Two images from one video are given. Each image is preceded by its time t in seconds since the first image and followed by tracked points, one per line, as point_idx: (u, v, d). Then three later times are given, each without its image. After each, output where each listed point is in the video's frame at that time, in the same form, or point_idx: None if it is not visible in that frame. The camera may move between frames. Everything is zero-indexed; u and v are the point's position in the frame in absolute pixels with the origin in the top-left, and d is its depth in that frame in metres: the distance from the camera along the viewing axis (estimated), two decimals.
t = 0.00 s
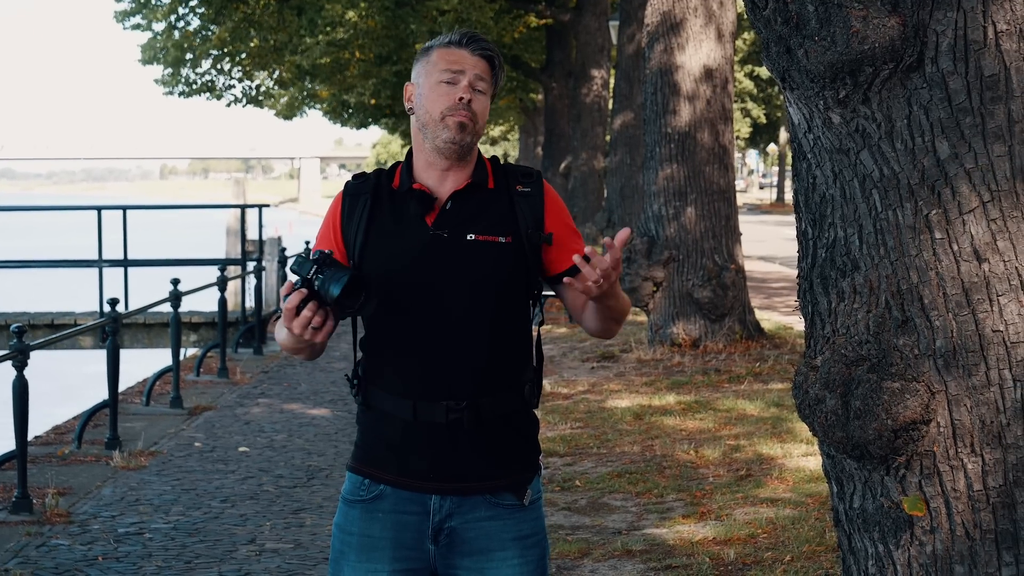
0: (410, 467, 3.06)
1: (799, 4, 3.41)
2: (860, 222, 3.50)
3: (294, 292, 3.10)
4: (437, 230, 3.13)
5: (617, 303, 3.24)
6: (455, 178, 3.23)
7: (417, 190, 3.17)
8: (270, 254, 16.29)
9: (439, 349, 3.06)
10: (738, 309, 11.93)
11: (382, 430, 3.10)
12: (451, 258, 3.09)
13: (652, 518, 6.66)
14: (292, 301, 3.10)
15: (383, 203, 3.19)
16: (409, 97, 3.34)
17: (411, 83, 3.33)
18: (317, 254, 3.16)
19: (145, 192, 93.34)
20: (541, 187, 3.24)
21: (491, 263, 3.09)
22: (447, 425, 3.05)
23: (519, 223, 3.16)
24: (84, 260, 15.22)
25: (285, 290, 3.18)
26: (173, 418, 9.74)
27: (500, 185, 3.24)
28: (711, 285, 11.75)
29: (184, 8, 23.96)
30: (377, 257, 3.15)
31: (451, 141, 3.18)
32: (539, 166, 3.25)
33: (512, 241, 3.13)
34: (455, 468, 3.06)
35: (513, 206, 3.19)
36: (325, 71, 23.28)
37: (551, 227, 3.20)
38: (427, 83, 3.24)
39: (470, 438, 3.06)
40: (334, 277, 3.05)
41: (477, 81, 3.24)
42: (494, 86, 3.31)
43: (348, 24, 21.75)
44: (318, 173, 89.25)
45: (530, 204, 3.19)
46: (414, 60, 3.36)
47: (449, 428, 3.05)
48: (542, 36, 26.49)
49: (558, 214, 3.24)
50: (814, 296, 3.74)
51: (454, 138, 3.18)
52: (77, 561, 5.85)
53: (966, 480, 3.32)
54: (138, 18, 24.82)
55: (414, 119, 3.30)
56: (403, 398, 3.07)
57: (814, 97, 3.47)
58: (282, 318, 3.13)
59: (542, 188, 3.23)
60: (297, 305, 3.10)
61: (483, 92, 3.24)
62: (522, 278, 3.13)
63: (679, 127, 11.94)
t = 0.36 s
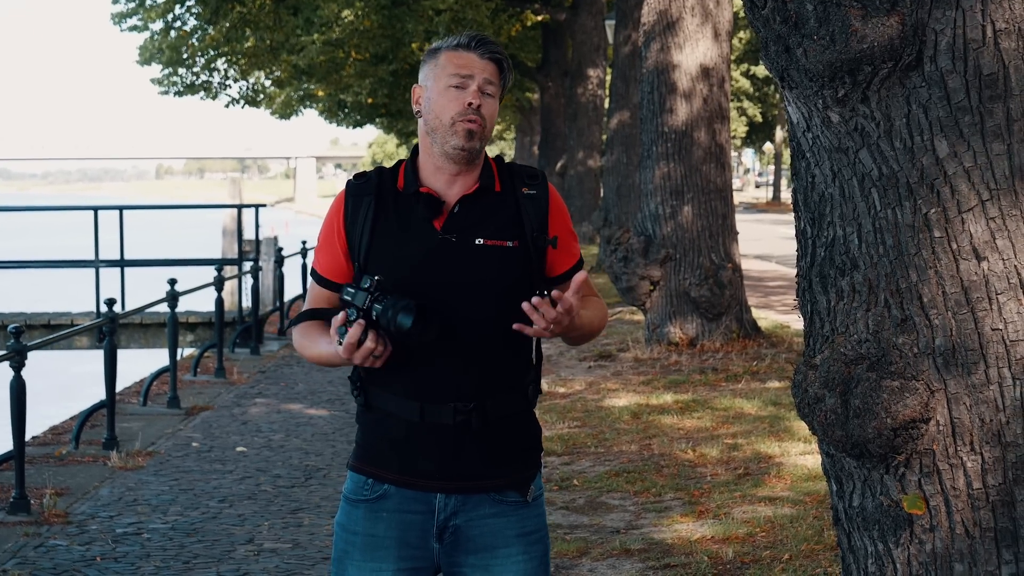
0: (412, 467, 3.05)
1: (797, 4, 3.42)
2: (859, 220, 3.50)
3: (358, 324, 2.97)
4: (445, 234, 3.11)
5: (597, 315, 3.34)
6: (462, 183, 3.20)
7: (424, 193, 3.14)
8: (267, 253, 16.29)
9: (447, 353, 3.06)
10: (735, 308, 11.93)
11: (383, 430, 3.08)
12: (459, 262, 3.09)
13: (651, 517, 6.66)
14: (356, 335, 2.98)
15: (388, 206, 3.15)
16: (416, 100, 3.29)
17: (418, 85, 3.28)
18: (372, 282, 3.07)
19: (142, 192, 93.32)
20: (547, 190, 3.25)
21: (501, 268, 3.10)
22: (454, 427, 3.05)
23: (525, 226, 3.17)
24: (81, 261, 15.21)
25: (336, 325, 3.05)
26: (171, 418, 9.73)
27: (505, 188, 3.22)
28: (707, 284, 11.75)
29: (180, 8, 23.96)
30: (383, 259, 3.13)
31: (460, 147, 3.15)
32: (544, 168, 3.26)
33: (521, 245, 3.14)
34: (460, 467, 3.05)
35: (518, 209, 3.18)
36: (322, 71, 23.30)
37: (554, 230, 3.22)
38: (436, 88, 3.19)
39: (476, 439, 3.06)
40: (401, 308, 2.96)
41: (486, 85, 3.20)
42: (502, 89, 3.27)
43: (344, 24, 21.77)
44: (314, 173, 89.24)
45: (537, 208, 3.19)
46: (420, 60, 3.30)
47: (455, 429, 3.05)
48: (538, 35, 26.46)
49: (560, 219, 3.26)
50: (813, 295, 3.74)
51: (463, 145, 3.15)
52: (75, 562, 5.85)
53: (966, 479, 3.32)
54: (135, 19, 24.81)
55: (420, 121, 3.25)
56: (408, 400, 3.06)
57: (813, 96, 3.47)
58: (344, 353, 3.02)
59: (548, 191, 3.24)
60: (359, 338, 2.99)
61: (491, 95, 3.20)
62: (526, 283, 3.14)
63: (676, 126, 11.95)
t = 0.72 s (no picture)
0: (418, 466, 3.05)
1: (795, 2, 3.41)
2: (857, 219, 3.50)
3: (367, 314, 2.93)
4: (455, 237, 3.12)
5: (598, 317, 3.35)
6: (472, 185, 3.20)
7: (435, 195, 3.14)
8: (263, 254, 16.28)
9: (455, 353, 3.06)
10: (733, 307, 11.94)
11: (388, 429, 3.07)
12: (469, 264, 3.10)
13: (649, 516, 6.66)
14: (365, 325, 2.93)
15: (397, 207, 3.15)
16: (426, 101, 3.28)
17: (428, 86, 3.26)
18: (379, 274, 3.06)
19: (139, 193, 93.26)
20: (551, 193, 3.26)
21: (508, 271, 3.12)
22: (461, 427, 3.04)
23: (530, 228, 3.18)
24: (79, 261, 15.20)
25: (343, 318, 3.00)
26: (168, 418, 9.72)
27: (511, 192, 3.23)
28: (705, 283, 11.76)
29: (177, 8, 23.95)
30: (392, 259, 3.12)
31: (472, 150, 3.15)
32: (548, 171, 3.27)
33: (526, 248, 3.16)
34: (467, 466, 3.05)
35: (525, 212, 3.20)
36: (318, 72, 23.31)
37: (557, 232, 3.24)
38: (447, 90, 3.18)
39: (483, 438, 3.06)
40: (411, 299, 2.96)
41: (498, 89, 3.19)
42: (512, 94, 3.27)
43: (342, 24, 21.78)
44: (311, 173, 89.22)
45: (543, 212, 3.21)
46: (429, 62, 3.28)
47: (463, 429, 3.05)
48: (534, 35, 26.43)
49: (564, 223, 3.27)
50: (812, 293, 3.74)
51: (475, 148, 3.15)
52: (73, 563, 5.85)
53: (965, 477, 3.32)
54: (131, 20, 24.80)
55: (430, 122, 3.24)
56: (416, 401, 3.05)
57: (811, 95, 3.47)
58: (349, 343, 2.96)
59: (552, 194, 3.25)
60: (367, 328, 2.94)
61: (503, 99, 3.20)
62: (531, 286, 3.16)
63: (673, 125, 11.94)
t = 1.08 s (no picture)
0: (418, 466, 3.05)
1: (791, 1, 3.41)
2: (854, 218, 3.51)
3: (374, 327, 2.95)
4: (457, 238, 3.12)
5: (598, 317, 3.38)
6: (474, 188, 3.20)
7: (437, 198, 3.14)
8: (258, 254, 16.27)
9: (459, 355, 3.07)
10: (728, 306, 11.95)
11: (388, 429, 3.07)
12: (469, 266, 3.11)
13: (645, 515, 6.67)
14: (373, 338, 2.95)
15: (398, 209, 3.15)
16: (424, 104, 3.24)
17: (427, 89, 3.23)
18: (388, 285, 3.04)
19: (133, 193, 93.14)
20: (552, 196, 3.27)
21: (510, 274, 3.12)
22: (462, 427, 3.05)
23: (531, 231, 3.19)
24: (73, 261, 15.17)
25: (351, 327, 3.03)
26: (164, 418, 9.71)
27: (514, 194, 3.24)
28: (700, 282, 11.75)
29: (171, 8, 23.93)
30: (393, 260, 3.12)
31: (472, 157, 3.13)
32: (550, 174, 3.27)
33: (527, 250, 3.16)
34: (467, 465, 3.06)
35: (526, 215, 3.20)
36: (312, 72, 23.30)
37: (558, 235, 3.25)
38: (444, 96, 3.14)
39: (484, 438, 3.07)
40: (421, 313, 2.97)
41: (496, 94, 3.15)
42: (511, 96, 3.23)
43: (336, 24, 21.77)
44: (305, 173, 89.13)
45: (544, 214, 3.21)
46: (427, 63, 3.24)
47: (464, 430, 3.05)
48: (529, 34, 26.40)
49: (565, 225, 3.28)
50: (808, 292, 3.75)
51: (474, 155, 3.13)
52: (70, 562, 5.84)
53: (962, 475, 3.33)
54: (125, 20, 24.76)
55: (429, 126, 3.22)
56: (418, 401, 3.05)
57: (808, 94, 3.48)
58: (358, 356, 2.98)
59: (553, 197, 3.25)
60: (374, 341, 2.96)
61: (502, 104, 3.16)
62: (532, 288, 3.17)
63: (668, 125, 11.95)
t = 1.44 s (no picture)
0: (417, 465, 3.05)
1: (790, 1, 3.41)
2: (852, 218, 3.51)
3: (371, 323, 2.95)
4: (452, 239, 3.12)
5: (596, 316, 3.35)
6: (468, 189, 3.19)
7: (432, 199, 3.14)
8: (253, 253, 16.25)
9: (457, 354, 3.07)
10: (723, 306, 11.96)
11: (387, 429, 3.08)
12: (465, 267, 3.11)
13: (641, 515, 6.67)
14: (370, 333, 2.95)
15: (393, 210, 3.15)
16: (416, 108, 3.22)
17: (418, 93, 3.20)
18: (383, 281, 3.05)
19: (127, 191, 93.01)
20: (548, 194, 3.26)
21: (505, 274, 3.12)
22: (460, 425, 3.05)
23: (527, 230, 3.17)
24: (69, 259, 15.15)
25: (347, 324, 3.02)
26: (159, 417, 9.70)
27: (509, 192, 3.22)
28: (695, 283, 11.75)
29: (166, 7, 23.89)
30: (390, 262, 3.13)
31: (464, 163, 3.11)
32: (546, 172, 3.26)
33: (524, 249, 3.15)
34: (466, 465, 3.06)
35: (522, 213, 3.19)
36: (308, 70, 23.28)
37: (555, 234, 3.23)
38: (434, 102, 3.11)
39: (482, 436, 3.07)
40: (415, 307, 2.96)
41: (486, 97, 3.12)
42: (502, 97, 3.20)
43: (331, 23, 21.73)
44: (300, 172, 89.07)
45: (540, 213, 3.20)
46: (417, 67, 3.21)
47: (461, 428, 3.05)
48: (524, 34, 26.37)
49: (562, 223, 3.27)
50: (806, 292, 3.75)
51: (467, 161, 3.10)
52: (65, 562, 5.83)
53: (959, 476, 3.34)
54: (119, 18, 24.73)
55: (422, 130, 3.20)
56: (415, 400, 3.05)
57: (806, 95, 3.48)
58: (355, 352, 2.98)
59: (549, 196, 3.24)
60: (372, 336, 2.96)
61: (492, 107, 3.13)
62: (529, 287, 3.16)
63: (664, 125, 11.94)
